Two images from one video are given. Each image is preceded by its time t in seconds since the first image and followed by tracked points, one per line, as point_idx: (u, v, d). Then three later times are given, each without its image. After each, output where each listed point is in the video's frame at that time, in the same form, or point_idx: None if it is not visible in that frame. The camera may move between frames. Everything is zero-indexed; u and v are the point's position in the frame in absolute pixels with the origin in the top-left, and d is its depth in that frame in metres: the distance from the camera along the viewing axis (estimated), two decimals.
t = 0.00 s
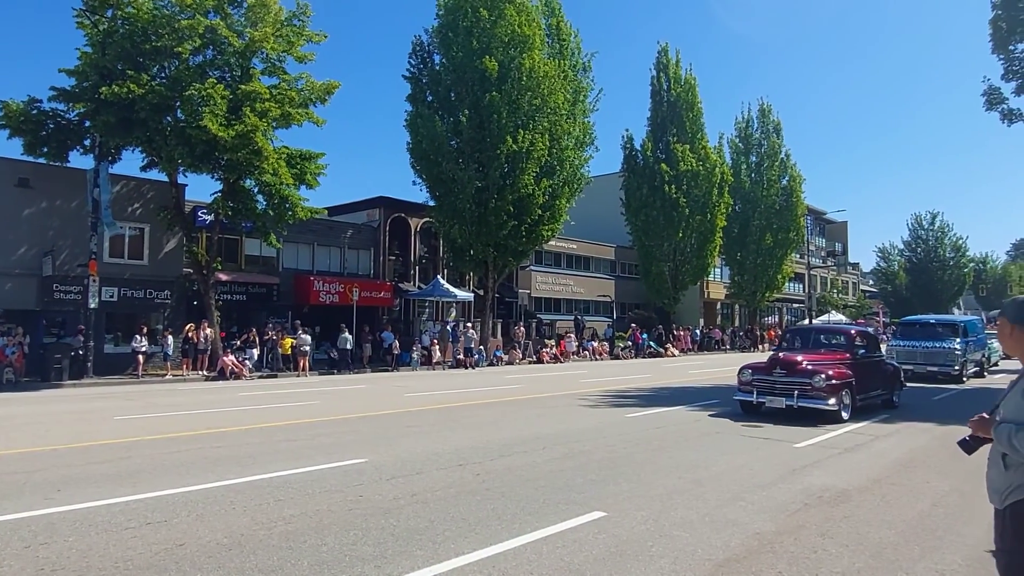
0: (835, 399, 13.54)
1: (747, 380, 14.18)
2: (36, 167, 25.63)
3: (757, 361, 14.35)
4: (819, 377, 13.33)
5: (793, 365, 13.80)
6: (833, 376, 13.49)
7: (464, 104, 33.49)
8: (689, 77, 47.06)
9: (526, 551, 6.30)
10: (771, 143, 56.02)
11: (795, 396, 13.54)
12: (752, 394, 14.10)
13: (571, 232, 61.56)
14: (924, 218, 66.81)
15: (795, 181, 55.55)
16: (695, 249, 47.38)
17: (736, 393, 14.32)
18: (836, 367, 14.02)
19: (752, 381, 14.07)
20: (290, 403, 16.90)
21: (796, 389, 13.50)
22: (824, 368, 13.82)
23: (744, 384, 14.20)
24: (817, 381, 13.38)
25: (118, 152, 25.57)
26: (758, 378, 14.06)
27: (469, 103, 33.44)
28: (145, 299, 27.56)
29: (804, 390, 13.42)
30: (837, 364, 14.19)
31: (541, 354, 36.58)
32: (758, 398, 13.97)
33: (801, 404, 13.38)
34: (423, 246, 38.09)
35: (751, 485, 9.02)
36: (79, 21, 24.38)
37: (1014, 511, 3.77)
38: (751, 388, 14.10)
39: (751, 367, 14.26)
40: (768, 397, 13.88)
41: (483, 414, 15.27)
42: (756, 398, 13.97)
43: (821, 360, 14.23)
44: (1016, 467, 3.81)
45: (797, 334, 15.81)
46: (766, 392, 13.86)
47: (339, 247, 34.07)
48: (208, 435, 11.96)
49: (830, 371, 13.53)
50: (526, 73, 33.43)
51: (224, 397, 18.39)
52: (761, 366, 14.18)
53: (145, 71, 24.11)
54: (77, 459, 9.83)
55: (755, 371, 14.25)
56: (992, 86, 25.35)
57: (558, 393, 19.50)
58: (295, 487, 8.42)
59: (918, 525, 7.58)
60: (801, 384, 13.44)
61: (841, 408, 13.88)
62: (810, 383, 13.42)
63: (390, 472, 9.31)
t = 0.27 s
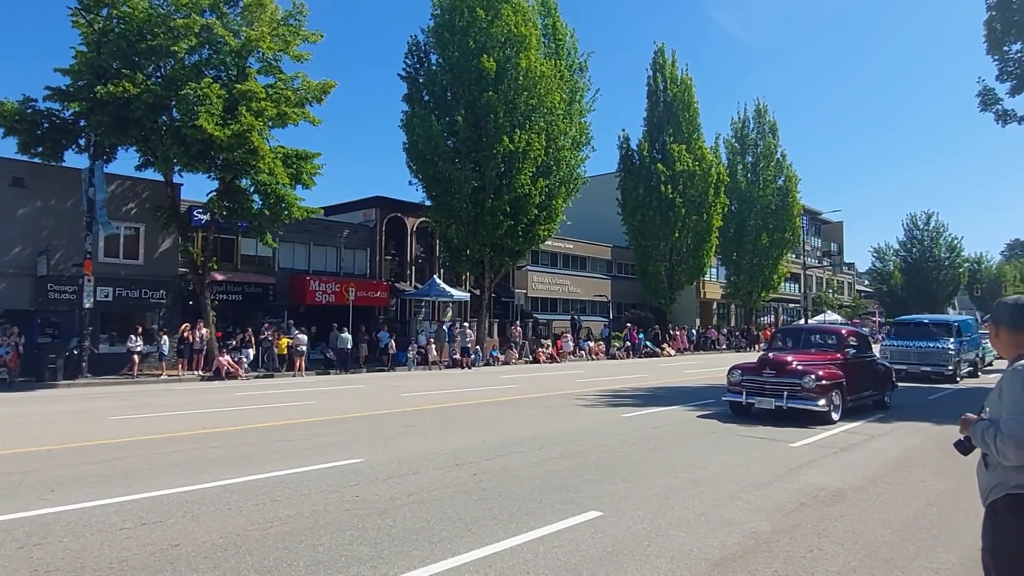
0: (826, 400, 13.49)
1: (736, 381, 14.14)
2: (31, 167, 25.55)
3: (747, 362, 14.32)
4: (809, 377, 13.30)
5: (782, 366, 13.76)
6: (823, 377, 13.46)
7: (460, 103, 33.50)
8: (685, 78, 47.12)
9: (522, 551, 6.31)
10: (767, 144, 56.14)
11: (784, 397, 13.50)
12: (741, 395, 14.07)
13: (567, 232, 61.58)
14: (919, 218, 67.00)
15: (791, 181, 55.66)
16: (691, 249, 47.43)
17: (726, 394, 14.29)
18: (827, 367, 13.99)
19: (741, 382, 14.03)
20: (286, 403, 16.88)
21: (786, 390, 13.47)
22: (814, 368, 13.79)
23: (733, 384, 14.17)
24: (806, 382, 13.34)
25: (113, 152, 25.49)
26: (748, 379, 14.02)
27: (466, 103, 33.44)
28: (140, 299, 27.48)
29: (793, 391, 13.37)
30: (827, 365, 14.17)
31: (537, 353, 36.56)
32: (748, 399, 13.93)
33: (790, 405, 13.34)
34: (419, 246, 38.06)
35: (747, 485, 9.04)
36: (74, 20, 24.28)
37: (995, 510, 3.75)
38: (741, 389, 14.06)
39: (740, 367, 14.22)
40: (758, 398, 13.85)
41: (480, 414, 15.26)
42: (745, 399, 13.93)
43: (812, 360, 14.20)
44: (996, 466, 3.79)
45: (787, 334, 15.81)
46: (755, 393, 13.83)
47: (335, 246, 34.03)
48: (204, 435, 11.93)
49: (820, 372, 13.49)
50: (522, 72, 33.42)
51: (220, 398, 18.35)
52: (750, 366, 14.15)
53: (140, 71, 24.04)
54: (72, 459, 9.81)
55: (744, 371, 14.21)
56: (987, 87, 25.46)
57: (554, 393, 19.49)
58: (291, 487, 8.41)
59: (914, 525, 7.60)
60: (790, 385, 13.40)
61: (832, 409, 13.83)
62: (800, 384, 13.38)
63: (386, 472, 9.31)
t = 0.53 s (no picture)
0: (816, 401, 13.37)
1: (726, 382, 14.03)
2: (27, 166, 25.45)
3: (737, 362, 14.20)
4: (798, 378, 13.20)
5: (772, 366, 13.64)
6: (813, 377, 13.35)
7: (457, 103, 33.49)
8: (683, 78, 47.16)
9: (519, 550, 6.30)
10: (764, 144, 56.22)
11: (774, 398, 13.39)
12: (730, 395, 13.96)
13: (564, 232, 61.60)
14: (916, 218, 67.18)
15: (788, 181, 55.75)
16: (688, 249, 47.48)
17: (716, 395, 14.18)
18: (817, 368, 13.91)
19: (731, 383, 13.92)
20: (282, 403, 16.84)
21: (776, 390, 13.36)
22: (805, 368, 13.70)
23: (723, 385, 14.06)
24: (797, 383, 13.22)
25: (110, 151, 25.42)
26: (738, 379, 13.91)
27: (463, 103, 33.43)
28: (137, 298, 27.40)
29: (783, 392, 13.27)
30: (818, 365, 14.08)
31: (534, 353, 36.57)
32: (737, 400, 13.82)
33: (780, 406, 13.22)
34: (416, 246, 38.04)
35: (744, 484, 9.04)
36: (70, 18, 24.17)
37: (981, 510, 3.77)
38: (731, 390, 13.96)
39: (730, 368, 14.11)
40: (747, 399, 13.73)
41: (477, 414, 15.25)
42: (735, 400, 13.82)
43: (802, 361, 14.09)
44: (979, 466, 3.82)
45: (778, 334, 15.74)
46: (745, 394, 13.72)
47: (332, 246, 33.99)
48: (201, 435, 11.91)
49: (811, 372, 13.37)
50: (519, 72, 33.40)
51: (216, 397, 18.31)
52: (740, 367, 14.03)
53: (136, 70, 23.97)
54: (68, 459, 9.77)
55: (733, 372, 14.10)
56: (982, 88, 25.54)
57: (551, 393, 19.48)
58: (287, 487, 8.40)
59: (910, 524, 7.62)
60: (780, 386, 13.29)
61: (822, 410, 13.71)
62: (790, 385, 13.27)
63: (383, 472, 9.29)
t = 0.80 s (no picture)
0: (806, 402, 13.24)
1: (716, 382, 13.90)
2: (23, 165, 25.38)
3: (727, 362, 14.07)
4: (789, 379, 13.08)
5: (763, 366, 13.51)
6: (803, 378, 13.23)
7: (455, 103, 33.48)
8: (680, 78, 47.20)
9: (517, 550, 6.29)
10: (761, 144, 56.28)
11: (765, 399, 13.26)
12: (720, 396, 13.84)
13: (562, 232, 61.61)
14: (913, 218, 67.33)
15: (785, 181, 55.84)
16: (685, 248, 47.51)
17: (706, 395, 14.06)
18: (808, 368, 13.79)
19: (721, 383, 13.78)
20: (279, 403, 16.80)
21: (766, 391, 13.23)
22: (795, 369, 13.60)
23: (713, 386, 13.92)
24: (787, 383, 13.09)
25: (106, 150, 25.35)
26: (728, 380, 13.78)
27: (460, 102, 33.42)
28: (134, 298, 27.35)
29: (774, 392, 13.14)
30: (808, 365, 13.97)
31: (532, 353, 36.57)
32: (727, 401, 13.70)
33: (771, 407, 13.09)
34: (414, 246, 38.03)
35: (742, 484, 9.05)
36: (67, 17, 24.09)
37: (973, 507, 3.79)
38: (721, 390, 13.83)
39: (720, 368, 13.97)
40: (737, 400, 13.60)
41: (474, 413, 15.24)
42: (725, 400, 13.70)
43: (793, 361, 13.97)
44: (970, 464, 3.85)
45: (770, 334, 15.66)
46: (735, 394, 13.59)
47: (330, 246, 33.95)
48: (198, 435, 11.88)
49: (801, 372, 13.24)
50: (518, 72, 33.38)
51: (213, 398, 18.26)
52: (730, 367, 13.90)
53: (134, 69, 23.92)
54: (64, 459, 9.74)
55: (724, 372, 13.98)
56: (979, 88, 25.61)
57: (549, 393, 19.48)
58: (285, 487, 8.38)
59: (907, 523, 7.64)
60: (771, 386, 13.15)
61: (813, 411, 13.58)
62: (780, 385, 13.13)
63: (381, 472, 9.28)
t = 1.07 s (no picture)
0: (797, 403, 12.94)
1: (706, 382, 13.64)
2: (20, 165, 25.35)
3: (717, 362, 13.80)
4: (780, 379, 12.80)
5: (753, 366, 13.24)
6: (795, 378, 12.95)
7: (453, 103, 33.50)
8: (678, 77, 47.23)
9: (515, 550, 6.30)
10: (759, 144, 56.33)
11: (755, 400, 12.99)
12: (710, 397, 13.59)
13: (560, 231, 61.61)
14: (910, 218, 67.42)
15: (783, 181, 55.91)
16: (684, 248, 47.54)
17: (695, 396, 13.81)
18: (800, 369, 13.51)
19: (711, 384, 13.54)
20: (277, 403, 16.77)
21: (756, 392, 12.95)
22: (787, 369, 13.31)
23: (703, 386, 13.67)
24: (778, 384, 12.80)
25: (104, 149, 25.32)
26: (718, 380, 13.52)
27: (458, 102, 33.42)
28: (131, 297, 27.32)
29: (764, 393, 12.86)
30: (800, 366, 13.69)
31: (530, 353, 36.59)
32: (717, 401, 13.45)
33: (761, 408, 12.82)
34: (413, 245, 38.01)
35: (739, 483, 9.05)
36: (64, 17, 24.07)
37: (970, 504, 3.83)
38: (711, 390, 13.57)
39: (710, 368, 13.72)
40: (727, 401, 13.34)
41: (472, 413, 15.22)
42: (715, 401, 13.45)
43: (785, 361, 13.68)
44: (970, 462, 3.87)
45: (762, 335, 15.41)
46: (725, 395, 13.33)
47: (328, 245, 33.93)
48: (195, 435, 11.86)
49: (792, 373, 12.95)
50: (516, 72, 33.36)
51: (211, 397, 18.23)
52: (720, 367, 13.65)
53: (131, 68, 23.91)
54: (62, 459, 9.73)
55: (714, 373, 13.72)
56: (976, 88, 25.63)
57: (547, 392, 19.47)
58: (283, 487, 8.37)
59: (904, 522, 7.64)
60: (761, 387, 12.88)
61: (804, 412, 13.29)
62: (771, 386, 12.85)
63: (379, 472, 9.26)
